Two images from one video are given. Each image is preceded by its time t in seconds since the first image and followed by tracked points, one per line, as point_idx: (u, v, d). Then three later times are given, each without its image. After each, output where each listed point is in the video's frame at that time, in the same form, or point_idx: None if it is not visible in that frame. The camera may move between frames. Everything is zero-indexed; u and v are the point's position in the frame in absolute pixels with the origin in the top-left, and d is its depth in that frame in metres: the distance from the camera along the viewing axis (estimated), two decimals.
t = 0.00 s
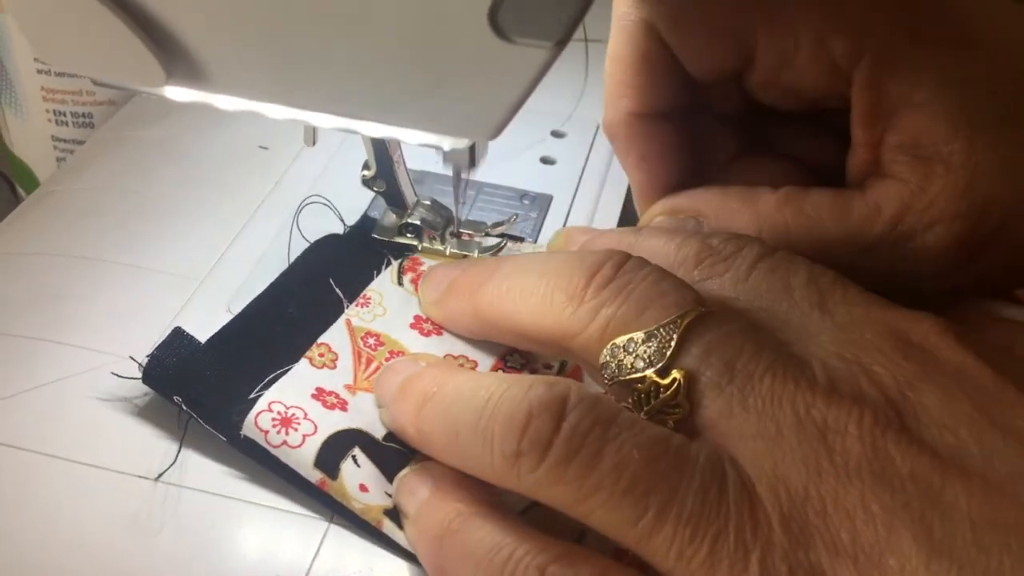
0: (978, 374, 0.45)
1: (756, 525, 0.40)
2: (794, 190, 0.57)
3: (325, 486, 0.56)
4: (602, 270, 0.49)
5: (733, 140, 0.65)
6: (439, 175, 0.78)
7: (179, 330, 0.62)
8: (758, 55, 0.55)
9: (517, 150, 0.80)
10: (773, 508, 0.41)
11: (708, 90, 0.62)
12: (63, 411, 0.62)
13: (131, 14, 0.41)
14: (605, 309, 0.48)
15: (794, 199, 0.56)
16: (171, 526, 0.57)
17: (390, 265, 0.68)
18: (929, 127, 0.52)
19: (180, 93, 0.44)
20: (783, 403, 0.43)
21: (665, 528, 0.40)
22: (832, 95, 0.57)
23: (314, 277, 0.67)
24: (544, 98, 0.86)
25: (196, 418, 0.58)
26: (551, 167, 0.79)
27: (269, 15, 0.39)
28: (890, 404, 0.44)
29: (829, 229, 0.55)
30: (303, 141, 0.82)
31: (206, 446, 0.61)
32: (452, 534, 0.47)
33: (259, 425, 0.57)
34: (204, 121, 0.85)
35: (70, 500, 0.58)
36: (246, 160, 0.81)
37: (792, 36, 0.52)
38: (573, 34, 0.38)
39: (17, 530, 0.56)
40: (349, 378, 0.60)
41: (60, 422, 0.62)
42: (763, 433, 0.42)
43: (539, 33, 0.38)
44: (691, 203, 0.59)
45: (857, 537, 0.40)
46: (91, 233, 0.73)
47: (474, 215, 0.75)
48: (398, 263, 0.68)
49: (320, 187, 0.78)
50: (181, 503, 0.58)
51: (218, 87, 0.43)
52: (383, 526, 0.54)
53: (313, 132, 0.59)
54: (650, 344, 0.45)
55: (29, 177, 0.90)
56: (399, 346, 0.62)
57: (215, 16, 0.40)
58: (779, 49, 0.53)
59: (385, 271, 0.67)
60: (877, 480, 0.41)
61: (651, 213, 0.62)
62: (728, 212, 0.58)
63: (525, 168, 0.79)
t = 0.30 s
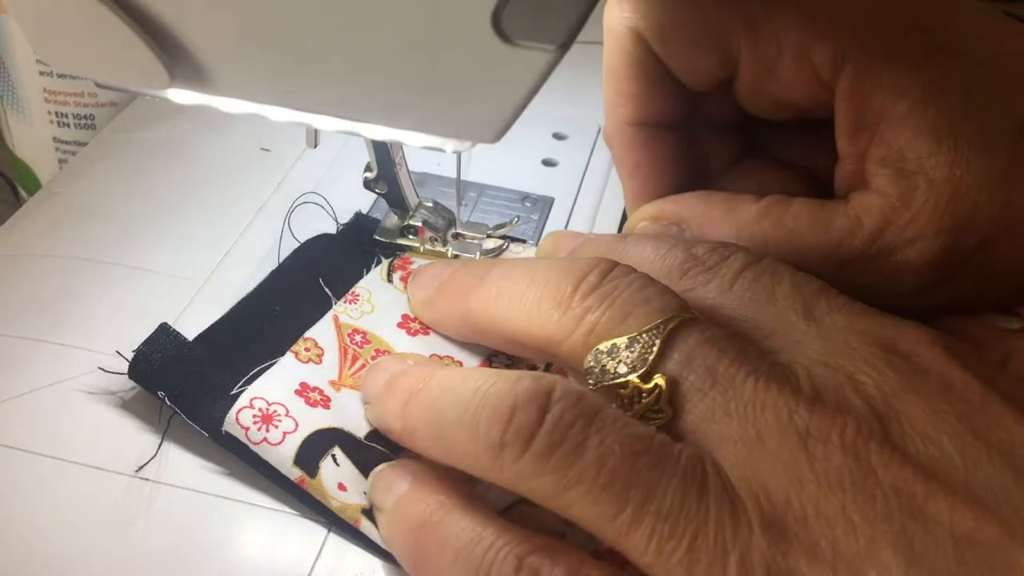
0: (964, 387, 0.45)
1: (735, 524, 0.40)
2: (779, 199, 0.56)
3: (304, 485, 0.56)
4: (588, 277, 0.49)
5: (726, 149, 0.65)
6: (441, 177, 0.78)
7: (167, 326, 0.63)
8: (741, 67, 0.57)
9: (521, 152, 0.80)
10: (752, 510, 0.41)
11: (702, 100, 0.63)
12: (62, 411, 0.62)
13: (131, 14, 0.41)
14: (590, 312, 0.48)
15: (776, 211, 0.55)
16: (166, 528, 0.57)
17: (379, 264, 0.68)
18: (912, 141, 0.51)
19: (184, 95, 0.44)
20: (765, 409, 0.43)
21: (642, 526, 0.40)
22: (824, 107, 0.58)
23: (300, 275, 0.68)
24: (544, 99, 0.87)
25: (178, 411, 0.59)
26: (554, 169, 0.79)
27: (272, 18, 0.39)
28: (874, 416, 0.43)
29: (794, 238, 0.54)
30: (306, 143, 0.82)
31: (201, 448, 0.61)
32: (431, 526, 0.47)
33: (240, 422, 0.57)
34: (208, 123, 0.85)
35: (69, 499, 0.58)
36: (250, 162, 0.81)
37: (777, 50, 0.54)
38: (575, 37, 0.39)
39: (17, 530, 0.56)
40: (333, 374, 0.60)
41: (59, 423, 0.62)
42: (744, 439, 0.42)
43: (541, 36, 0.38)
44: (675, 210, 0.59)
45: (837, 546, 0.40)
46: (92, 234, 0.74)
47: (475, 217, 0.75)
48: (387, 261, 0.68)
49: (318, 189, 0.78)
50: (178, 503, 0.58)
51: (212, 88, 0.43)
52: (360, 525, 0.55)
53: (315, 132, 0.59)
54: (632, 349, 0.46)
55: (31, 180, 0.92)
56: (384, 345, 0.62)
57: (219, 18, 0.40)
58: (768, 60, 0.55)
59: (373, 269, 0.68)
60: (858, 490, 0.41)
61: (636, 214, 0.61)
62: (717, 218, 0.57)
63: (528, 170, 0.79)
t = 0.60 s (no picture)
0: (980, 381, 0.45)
1: None
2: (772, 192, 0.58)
3: (311, 473, 0.58)
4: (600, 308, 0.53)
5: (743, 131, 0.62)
6: (439, 177, 0.78)
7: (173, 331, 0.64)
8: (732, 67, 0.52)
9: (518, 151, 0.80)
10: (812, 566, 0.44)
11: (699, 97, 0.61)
12: (62, 412, 0.62)
13: (130, 13, 0.41)
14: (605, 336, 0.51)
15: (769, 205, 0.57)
16: (166, 528, 0.57)
17: (375, 270, 0.71)
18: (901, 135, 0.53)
19: (182, 95, 0.44)
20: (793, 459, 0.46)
21: None
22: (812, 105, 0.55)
23: (297, 278, 0.69)
24: (544, 97, 0.87)
25: (181, 407, 0.61)
26: (552, 168, 0.79)
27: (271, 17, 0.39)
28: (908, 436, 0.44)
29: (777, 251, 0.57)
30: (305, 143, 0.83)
31: (200, 449, 0.61)
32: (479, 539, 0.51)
33: (243, 415, 0.59)
34: (207, 123, 0.85)
35: (68, 500, 0.58)
36: (249, 162, 0.81)
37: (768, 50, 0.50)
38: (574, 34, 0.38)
39: (18, 530, 0.56)
40: (337, 369, 0.63)
41: (59, 423, 0.62)
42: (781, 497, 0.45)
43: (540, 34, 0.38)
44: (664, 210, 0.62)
45: None
46: (92, 235, 0.74)
47: (474, 216, 0.75)
48: (382, 266, 0.71)
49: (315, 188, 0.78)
50: (177, 503, 0.58)
51: (212, 87, 0.43)
52: (368, 508, 0.57)
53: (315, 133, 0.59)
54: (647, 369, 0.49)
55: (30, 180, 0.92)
56: (387, 346, 0.65)
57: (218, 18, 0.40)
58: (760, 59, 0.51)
59: (369, 275, 0.70)
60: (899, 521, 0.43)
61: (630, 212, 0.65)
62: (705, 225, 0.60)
63: (526, 169, 0.79)
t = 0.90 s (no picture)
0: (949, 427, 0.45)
1: None
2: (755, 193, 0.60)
3: (298, 467, 0.57)
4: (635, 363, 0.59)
5: (714, 145, 0.72)
6: (437, 177, 0.78)
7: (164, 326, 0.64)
8: (722, 64, 0.63)
9: (516, 151, 0.80)
10: None
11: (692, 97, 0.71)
12: (60, 414, 0.62)
13: (129, 15, 0.41)
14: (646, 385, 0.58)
15: (754, 202, 0.59)
16: (161, 530, 0.56)
17: (365, 270, 0.70)
18: (891, 132, 0.56)
19: (178, 95, 0.44)
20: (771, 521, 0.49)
21: None
22: (797, 99, 0.64)
23: (286, 279, 0.69)
24: (540, 96, 0.87)
25: (171, 402, 0.60)
26: (550, 167, 0.79)
27: (269, 19, 0.39)
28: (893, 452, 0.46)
29: (761, 249, 0.59)
30: (303, 143, 0.83)
31: (198, 450, 0.61)
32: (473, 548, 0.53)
33: (230, 410, 0.58)
34: (206, 124, 0.86)
35: (65, 501, 0.58)
36: (247, 162, 0.81)
37: (756, 48, 0.61)
38: (568, 32, 0.39)
39: (18, 530, 0.56)
40: (327, 359, 0.62)
41: (56, 424, 0.62)
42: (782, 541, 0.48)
43: (531, 33, 0.38)
44: (656, 204, 0.64)
45: None
46: (89, 236, 0.74)
47: (471, 216, 0.75)
48: (371, 266, 0.70)
49: (309, 187, 0.78)
50: (174, 504, 0.58)
51: (206, 88, 0.43)
52: (354, 502, 0.56)
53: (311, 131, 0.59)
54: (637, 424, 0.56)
55: (29, 181, 0.92)
56: (376, 342, 0.64)
57: (216, 19, 0.40)
58: (748, 58, 0.62)
59: (359, 277, 0.69)
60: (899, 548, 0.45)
61: (619, 208, 0.67)
62: (692, 225, 0.62)
63: (524, 169, 0.79)
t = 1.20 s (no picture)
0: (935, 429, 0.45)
1: None
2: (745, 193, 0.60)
3: (275, 456, 0.57)
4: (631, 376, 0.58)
5: (708, 150, 0.73)
6: (437, 177, 0.78)
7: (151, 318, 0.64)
8: (712, 65, 0.65)
9: (516, 151, 0.81)
10: None
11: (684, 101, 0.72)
12: (62, 415, 0.62)
13: (129, 16, 0.41)
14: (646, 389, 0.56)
15: (743, 201, 0.59)
16: (159, 531, 0.56)
17: (354, 257, 0.70)
18: (881, 135, 0.57)
19: (177, 96, 0.44)
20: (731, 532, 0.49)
21: None
22: (787, 103, 0.66)
23: (275, 269, 0.69)
24: (538, 97, 0.87)
25: (156, 389, 0.61)
26: (549, 168, 0.79)
27: (269, 19, 0.39)
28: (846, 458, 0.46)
29: (749, 249, 0.58)
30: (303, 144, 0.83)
31: (199, 453, 0.61)
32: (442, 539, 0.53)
33: (211, 399, 0.59)
34: (206, 125, 0.86)
35: (65, 501, 0.58)
36: (247, 163, 0.81)
37: (746, 52, 0.62)
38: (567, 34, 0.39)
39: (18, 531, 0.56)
40: (312, 355, 0.62)
41: (57, 425, 0.62)
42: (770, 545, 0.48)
43: (529, 34, 0.38)
44: (646, 203, 0.64)
45: None
46: (89, 237, 0.74)
47: (471, 216, 0.75)
48: (362, 253, 0.70)
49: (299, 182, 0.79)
50: (174, 505, 0.58)
51: (205, 89, 0.43)
52: (328, 491, 0.56)
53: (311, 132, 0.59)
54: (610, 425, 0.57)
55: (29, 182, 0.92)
56: (362, 339, 0.64)
57: (216, 20, 0.40)
58: (737, 60, 0.63)
59: (347, 264, 0.70)
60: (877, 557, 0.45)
61: (612, 205, 0.67)
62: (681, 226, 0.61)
63: (523, 169, 0.79)
